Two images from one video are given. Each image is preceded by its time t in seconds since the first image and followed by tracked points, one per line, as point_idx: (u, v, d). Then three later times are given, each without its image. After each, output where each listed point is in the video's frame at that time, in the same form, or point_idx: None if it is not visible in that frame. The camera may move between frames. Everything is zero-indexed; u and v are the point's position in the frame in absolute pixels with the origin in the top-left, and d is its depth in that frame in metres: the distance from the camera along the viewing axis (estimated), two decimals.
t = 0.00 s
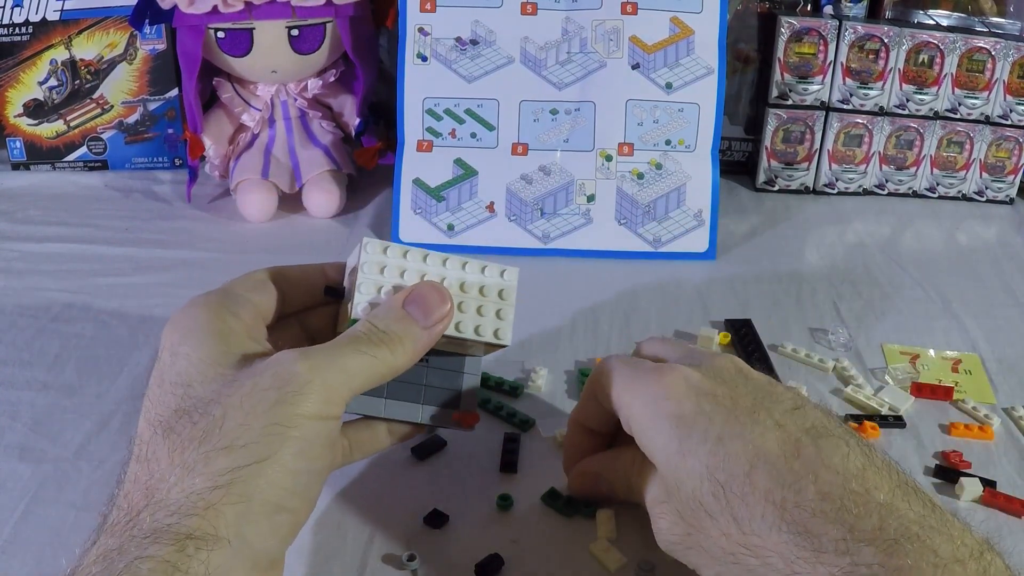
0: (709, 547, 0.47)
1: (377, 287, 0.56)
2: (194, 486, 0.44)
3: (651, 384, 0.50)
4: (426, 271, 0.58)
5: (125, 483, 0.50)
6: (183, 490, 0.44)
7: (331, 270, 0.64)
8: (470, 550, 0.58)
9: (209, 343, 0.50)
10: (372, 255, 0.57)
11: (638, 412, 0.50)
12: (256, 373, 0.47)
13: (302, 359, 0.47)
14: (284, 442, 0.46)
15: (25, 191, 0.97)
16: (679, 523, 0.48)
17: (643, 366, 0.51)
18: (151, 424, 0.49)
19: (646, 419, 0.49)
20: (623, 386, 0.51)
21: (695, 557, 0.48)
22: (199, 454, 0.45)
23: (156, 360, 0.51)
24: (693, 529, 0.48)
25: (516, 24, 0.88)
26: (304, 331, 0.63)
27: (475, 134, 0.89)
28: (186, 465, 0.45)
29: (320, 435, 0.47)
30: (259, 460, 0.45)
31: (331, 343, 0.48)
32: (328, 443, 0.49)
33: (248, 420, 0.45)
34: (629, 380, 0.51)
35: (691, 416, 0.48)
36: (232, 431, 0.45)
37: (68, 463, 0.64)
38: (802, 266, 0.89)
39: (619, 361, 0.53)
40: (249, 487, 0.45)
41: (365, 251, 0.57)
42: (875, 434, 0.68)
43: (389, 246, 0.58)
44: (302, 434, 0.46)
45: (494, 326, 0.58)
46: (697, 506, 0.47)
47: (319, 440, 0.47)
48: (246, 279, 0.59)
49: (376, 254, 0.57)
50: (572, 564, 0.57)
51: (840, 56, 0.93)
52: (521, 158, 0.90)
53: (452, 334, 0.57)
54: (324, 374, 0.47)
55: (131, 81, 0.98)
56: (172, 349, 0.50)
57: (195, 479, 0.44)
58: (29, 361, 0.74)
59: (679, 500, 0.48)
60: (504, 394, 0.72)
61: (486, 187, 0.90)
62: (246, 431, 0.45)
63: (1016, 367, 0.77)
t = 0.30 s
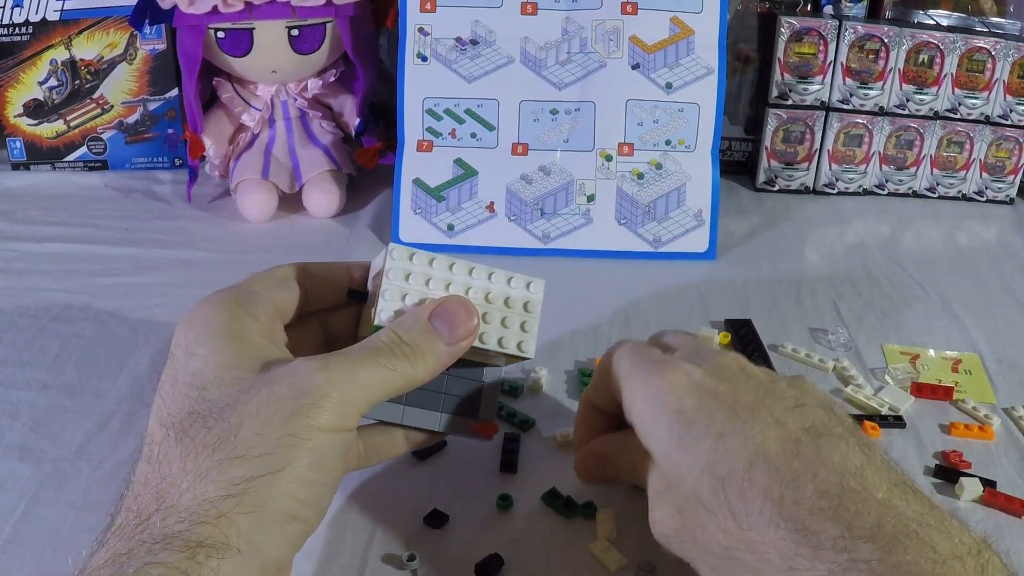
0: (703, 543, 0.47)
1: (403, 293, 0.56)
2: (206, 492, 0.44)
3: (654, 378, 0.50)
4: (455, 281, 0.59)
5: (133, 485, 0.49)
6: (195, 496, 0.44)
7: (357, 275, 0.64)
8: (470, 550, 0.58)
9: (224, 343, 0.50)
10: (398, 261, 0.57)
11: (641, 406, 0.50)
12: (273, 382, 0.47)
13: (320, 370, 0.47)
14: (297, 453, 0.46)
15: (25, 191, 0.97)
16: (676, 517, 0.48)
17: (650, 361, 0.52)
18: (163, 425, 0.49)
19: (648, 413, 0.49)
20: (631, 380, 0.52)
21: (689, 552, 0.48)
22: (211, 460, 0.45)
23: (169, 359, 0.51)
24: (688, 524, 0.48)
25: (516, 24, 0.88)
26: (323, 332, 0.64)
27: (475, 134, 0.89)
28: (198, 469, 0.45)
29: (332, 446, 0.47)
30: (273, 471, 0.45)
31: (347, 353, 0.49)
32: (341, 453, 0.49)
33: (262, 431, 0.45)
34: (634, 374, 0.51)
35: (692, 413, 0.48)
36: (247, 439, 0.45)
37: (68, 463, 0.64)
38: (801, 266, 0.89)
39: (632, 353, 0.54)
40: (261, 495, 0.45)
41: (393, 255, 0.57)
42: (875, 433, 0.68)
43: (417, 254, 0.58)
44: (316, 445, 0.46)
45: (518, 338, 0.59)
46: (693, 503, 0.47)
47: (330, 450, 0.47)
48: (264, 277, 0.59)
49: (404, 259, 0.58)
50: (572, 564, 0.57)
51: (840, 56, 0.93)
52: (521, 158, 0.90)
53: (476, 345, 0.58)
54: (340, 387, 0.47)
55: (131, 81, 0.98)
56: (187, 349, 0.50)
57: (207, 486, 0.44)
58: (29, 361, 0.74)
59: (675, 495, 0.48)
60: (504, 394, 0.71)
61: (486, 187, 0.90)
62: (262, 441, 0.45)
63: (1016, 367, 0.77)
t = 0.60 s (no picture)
0: (744, 432, 0.43)
1: (447, 305, 0.57)
2: (232, 508, 0.43)
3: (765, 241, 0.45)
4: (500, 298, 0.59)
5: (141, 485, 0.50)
6: (222, 511, 0.43)
7: (395, 277, 0.63)
8: (470, 550, 0.58)
9: (255, 347, 0.49)
10: (445, 273, 0.59)
11: (742, 267, 0.44)
12: (303, 400, 0.46)
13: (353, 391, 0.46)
14: (325, 476, 0.45)
15: (25, 191, 0.97)
16: (730, 385, 0.43)
17: (751, 224, 0.46)
18: (186, 429, 0.48)
19: (749, 276, 0.44)
20: (730, 236, 0.45)
21: (714, 433, 0.44)
22: (237, 476, 0.44)
23: (196, 353, 0.51)
24: (741, 403, 0.43)
25: (516, 24, 0.88)
26: (354, 333, 0.63)
27: (475, 134, 0.89)
28: (224, 483, 0.44)
29: (360, 467, 0.46)
30: (300, 493, 0.44)
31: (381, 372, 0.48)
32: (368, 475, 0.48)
33: (291, 451, 0.44)
34: (737, 232, 0.46)
35: (805, 299, 0.44)
36: (275, 457, 0.44)
37: (68, 463, 0.64)
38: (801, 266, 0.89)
39: (705, 206, 0.48)
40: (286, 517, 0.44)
41: (440, 266, 0.59)
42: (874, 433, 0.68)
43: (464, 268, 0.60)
44: (345, 468, 0.45)
45: (556, 363, 0.56)
46: (759, 392, 0.43)
47: (356, 472, 0.46)
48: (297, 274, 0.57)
49: (451, 271, 0.60)
50: (572, 564, 0.57)
51: (840, 56, 0.92)
52: (521, 158, 0.90)
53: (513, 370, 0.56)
54: (373, 401, 0.46)
55: (131, 81, 0.98)
56: (215, 350, 0.49)
57: (234, 501, 0.44)
58: (29, 361, 0.74)
59: (736, 371, 0.43)
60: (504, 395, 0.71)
61: (486, 186, 0.90)
62: (290, 460, 0.44)
63: (1016, 367, 0.77)
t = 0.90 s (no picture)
0: (714, 457, 0.44)
1: (481, 323, 0.60)
2: (256, 527, 0.43)
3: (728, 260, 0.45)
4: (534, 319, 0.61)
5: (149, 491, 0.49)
6: (246, 529, 0.43)
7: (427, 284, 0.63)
8: (470, 550, 0.58)
9: (288, 355, 0.48)
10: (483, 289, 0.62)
11: (705, 289, 0.44)
12: (332, 421, 0.45)
13: (384, 415, 0.46)
14: (350, 499, 0.44)
15: (25, 191, 0.97)
16: (695, 410, 0.44)
17: (714, 239, 0.47)
18: (209, 439, 0.47)
19: (713, 298, 0.44)
20: (691, 256, 0.46)
21: (684, 459, 0.45)
22: (262, 495, 0.44)
23: (220, 355, 0.50)
24: (708, 428, 0.44)
25: (516, 24, 0.88)
26: (378, 336, 0.63)
27: (475, 134, 0.89)
28: (248, 500, 0.44)
29: (383, 490, 0.46)
30: (324, 516, 0.44)
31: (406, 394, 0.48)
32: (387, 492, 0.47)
33: (317, 473, 0.44)
34: (700, 252, 0.46)
35: (770, 317, 0.44)
36: (301, 479, 0.44)
37: (68, 464, 0.64)
38: (801, 266, 0.89)
39: (661, 224, 0.49)
40: (309, 539, 0.43)
41: (478, 284, 0.62)
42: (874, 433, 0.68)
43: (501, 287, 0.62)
44: (369, 489, 0.45)
45: (581, 391, 0.59)
46: (726, 418, 0.43)
47: (379, 495, 0.46)
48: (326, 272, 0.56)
49: (488, 290, 0.62)
50: (572, 564, 0.57)
51: (840, 56, 0.93)
52: (521, 158, 0.90)
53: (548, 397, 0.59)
54: (397, 423, 0.46)
55: (131, 81, 0.98)
56: (242, 361, 0.48)
57: (258, 519, 0.43)
58: (29, 361, 0.74)
59: (702, 398, 0.44)
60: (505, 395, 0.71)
61: (486, 187, 0.90)
62: (317, 482, 0.44)
63: (1016, 367, 0.77)
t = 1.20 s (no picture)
0: (712, 460, 0.44)
1: (489, 331, 0.59)
2: (270, 536, 0.43)
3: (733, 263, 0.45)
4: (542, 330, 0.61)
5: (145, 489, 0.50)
6: (260, 539, 0.43)
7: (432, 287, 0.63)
8: (470, 551, 0.58)
9: (300, 361, 0.48)
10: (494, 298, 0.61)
11: (711, 289, 0.44)
12: (345, 431, 0.45)
13: (396, 424, 0.46)
14: (361, 510, 0.44)
15: (25, 191, 0.97)
16: (695, 413, 0.44)
17: (719, 239, 0.47)
18: (212, 442, 0.47)
19: (718, 299, 0.44)
20: (697, 256, 0.46)
21: (683, 462, 0.45)
22: (276, 504, 0.43)
23: (231, 358, 0.50)
24: (707, 430, 0.44)
25: (516, 24, 0.88)
26: (381, 339, 0.63)
27: (475, 134, 0.89)
28: (262, 510, 0.43)
29: (394, 500, 0.46)
30: (336, 527, 0.43)
31: (416, 401, 0.48)
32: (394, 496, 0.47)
33: (331, 482, 0.44)
34: (704, 255, 0.46)
35: (775, 319, 0.44)
36: (314, 488, 0.43)
37: (68, 464, 0.64)
38: (802, 266, 0.89)
39: (664, 226, 0.49)
40: (323, 549, 0.43)
41: (487, 293, 0.61)
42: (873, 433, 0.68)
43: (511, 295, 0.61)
44: (381, 500, 0.45)
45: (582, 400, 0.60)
46: (726, 421, 0.43)
47: (390, 504, 0.46)
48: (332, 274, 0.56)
49: (497, 299, 0.61)
50: (572, 564, 0.57)
51: (840, 56, 0.93)
52: (521, 158, 0.90)
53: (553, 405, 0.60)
54: (409, 431, 0.46)
55: (131, 81, 0.98)
56: (256, 368, 0.48)
57: (272, 530, 0.43)
58: (30, 361, 0.74)
59: (701, 400, 0.44)
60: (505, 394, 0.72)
61: (486, 187, 0.90)
62: (331, 493, 0.43)
63: (1016, 367, 0.77)
